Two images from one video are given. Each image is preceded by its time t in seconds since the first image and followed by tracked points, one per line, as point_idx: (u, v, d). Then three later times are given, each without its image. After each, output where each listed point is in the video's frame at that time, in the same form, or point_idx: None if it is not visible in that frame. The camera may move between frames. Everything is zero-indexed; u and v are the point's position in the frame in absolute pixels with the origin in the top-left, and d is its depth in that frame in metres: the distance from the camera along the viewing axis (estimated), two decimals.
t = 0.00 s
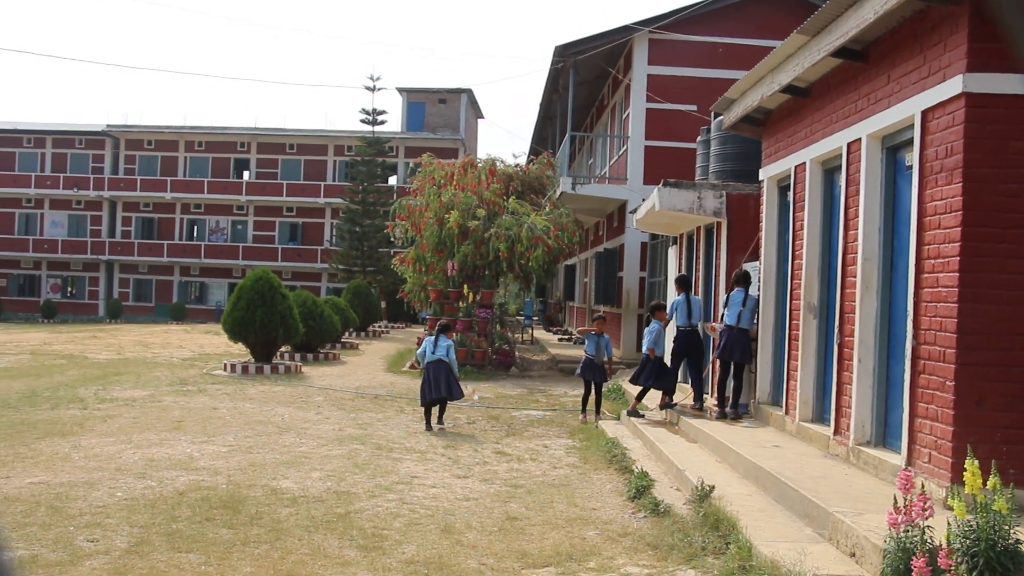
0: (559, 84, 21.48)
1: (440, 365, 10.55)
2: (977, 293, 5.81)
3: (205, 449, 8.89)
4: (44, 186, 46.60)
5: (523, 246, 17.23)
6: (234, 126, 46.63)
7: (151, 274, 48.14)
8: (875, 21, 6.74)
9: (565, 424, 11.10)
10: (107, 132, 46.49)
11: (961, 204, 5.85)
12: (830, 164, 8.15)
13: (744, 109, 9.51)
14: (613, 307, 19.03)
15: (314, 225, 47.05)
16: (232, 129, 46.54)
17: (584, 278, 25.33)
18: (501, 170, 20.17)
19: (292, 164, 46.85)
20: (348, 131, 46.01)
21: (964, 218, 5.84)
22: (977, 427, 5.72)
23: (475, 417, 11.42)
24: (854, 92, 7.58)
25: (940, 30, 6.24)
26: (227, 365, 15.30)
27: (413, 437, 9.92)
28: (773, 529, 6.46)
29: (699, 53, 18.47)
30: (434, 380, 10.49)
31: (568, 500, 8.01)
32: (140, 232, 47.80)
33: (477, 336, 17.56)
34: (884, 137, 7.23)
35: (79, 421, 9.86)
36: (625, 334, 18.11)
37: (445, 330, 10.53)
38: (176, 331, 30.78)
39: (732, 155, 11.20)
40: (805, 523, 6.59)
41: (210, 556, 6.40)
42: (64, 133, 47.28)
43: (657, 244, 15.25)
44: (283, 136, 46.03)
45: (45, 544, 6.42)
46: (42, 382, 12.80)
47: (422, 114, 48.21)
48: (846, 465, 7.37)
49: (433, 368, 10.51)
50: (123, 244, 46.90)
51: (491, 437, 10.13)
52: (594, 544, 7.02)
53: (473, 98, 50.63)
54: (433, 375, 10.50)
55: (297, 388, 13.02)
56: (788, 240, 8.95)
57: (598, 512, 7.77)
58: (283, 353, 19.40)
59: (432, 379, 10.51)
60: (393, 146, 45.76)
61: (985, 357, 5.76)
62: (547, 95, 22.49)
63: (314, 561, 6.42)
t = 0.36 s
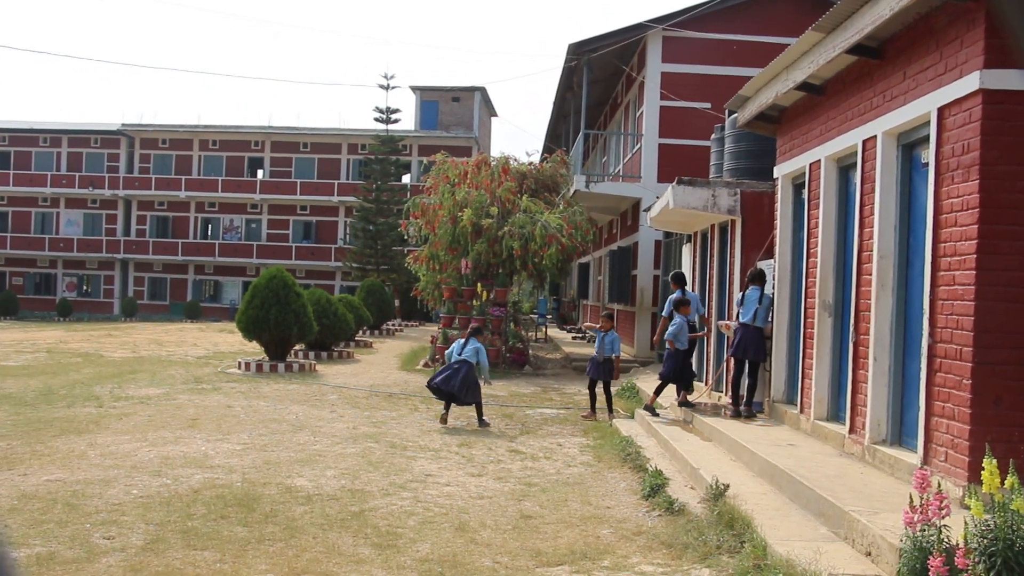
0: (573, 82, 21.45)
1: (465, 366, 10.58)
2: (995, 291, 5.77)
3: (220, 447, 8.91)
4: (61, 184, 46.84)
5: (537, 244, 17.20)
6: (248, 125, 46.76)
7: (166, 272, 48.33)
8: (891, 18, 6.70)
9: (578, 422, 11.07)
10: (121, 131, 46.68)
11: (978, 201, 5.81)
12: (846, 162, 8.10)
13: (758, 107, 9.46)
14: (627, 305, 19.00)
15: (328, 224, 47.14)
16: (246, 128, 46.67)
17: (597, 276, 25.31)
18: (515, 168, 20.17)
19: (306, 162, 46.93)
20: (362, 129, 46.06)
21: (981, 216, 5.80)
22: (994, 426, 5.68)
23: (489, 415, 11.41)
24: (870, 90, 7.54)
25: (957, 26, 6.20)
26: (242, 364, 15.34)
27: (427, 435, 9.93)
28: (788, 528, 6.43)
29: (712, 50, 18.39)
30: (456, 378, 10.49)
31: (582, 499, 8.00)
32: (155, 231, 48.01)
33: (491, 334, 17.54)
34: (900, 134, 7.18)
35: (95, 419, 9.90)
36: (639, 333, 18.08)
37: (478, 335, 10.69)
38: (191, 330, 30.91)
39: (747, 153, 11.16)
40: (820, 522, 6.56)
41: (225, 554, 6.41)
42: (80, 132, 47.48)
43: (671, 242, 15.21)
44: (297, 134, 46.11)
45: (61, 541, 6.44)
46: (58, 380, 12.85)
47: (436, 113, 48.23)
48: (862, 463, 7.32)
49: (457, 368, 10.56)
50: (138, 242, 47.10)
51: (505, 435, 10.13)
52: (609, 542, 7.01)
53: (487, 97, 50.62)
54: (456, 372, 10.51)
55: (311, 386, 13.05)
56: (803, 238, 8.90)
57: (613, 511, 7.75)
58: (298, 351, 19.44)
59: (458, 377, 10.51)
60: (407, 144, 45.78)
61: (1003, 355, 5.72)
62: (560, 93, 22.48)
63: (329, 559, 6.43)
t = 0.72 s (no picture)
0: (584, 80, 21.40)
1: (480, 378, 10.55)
2: (1010, 288, 5.73)
3: (233, 446, 8.92)
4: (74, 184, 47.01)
5: (549, 243, 17.18)
6: (260, 125, 46.85)
7: (179, 272, 48.48)
8: (905, 13, 6.65)
9: (592, 420, 11.05)
10: (134, 131, 46.84)
11: (992, 197, 5.77)
12: (860, 158, 8.05)
13: (770, 104, 9.42)
14: (640, 303, 18.97)
15: (340, 223, 47.22)
16: (258, 127, 46.77)
17: (610, 274, 25.30)
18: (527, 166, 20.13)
19: (318, 161, 47.00)
20: (374, 128, 46.08)
21: (995, 212, 5.76)
22: (1010, 424, 5.63)
23: (501, 414, 11.39)
24: (884, 86, 7.50)
25: (971, 21, 6.15)
26: (255, 363, 15.37)
27: (440, 434, 9.92)
28: (802, 526, 6.40)
29: (724, 47, 18.31)
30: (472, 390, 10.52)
31: (595, 498, 7.97)
32: (168, 230, 48.18)
33: (503, 333, 17.41)
34: (914, 130, 7.14)
35: (109, 418, 9.93)
36: (651, 331, 18.06)
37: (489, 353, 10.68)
38: (204, 329, 31.02)
39: (760, 149, 11.12)
40: (834, 520, 6.53)
41: (239, 553, 6.42)
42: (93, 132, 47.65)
43: (684, 240, 15.15)
44: (309, 133, 46.17)
45: (77, 540, 6.47)
46: (73, 379, 12.91)
47: (448, 111, 48.26)
48: (877, 462, 7.28)
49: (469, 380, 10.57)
50: (152, 242, 47.26)
51: (518, 434, 10.12)
52: (622, 541, 6.99)
53: (498, 96, 50.57)
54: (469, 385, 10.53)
55: (324, 385, 13.06)
56: (817, 236, 8.86)
57: (626, 509, 7.73)
58: (310, 351, 19.46)
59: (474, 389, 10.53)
60: (419, 143, 45.78)
61: (1018, 353, 5.68)
62: (572, 91, 22.45)
63: (342, 558, 6.43)
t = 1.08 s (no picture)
0: (594, 77, 21.36)
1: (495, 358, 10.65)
2: None
3: (245, 445, 8.93)
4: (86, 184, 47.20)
5: (560, 240, 17.11)
6: (270, 124, 46.93)
7: (191, 271, 48.62)
8: (917, 7, 6.61)
9: (604, 418, 11.02)
10: (145, 131, 46.96)
11: (1006, 191, 5.73)
12: (872, 154, 8.00)
13: (782, 100, 9.37)
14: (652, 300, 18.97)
15: (351, 221, 47.30)
16: (268, 126, 46.85)
17: (621, 271, 25.27)
18: (538, 164, 20.09)
19: (329, 160, 47.09)
20: (385, 127, 46.11)
21: (1009, 206, 5.72)
22: None
23: (513, 412, 11.38)
24: (896, 81, 7.45)
25: (984, 15, 6.11)
26: (267, 361, 15.40)
27: (452, 432, 9.91)
28: (815, 523, 6.37)
29: (735, 44, 18.27)
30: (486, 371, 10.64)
31: (608, 495, 7.96)
32: (179, 230, 48.30)
33: (515, 331, 17.41)
34: (927, 125, 7.10)
35: (122, 417, 9.96)
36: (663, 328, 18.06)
37: (497, 325, 10.63)
38: (216, 328, 31.14)
39: (772, 146, 11.07)
40: (848, 517, 6.50)
41: (251, 551, 6.44)
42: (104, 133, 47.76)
43: (695, 236, 15.14)
44: (319, 132, 46.25)
45: (90, 539, 6.49)
46: (86, 379, 12.97)
47: (458, 109, 48.27)
48: (890, 458, 7.25)
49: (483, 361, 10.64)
50: (163, 241, 47.41)
51: (530, 431, 10.11)
52: (635, 538, 6.97)
53: (509, 93, 50.51)
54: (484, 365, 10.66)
55: (336, 383, 13.08)
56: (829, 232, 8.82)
57: (638, 507, 7.71)
58: (322, 349, 19.49)
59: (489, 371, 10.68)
60: (429, 141, 45.79)
61: None
62: (582, 88, 22.41)
63: (354, 556, 6.43)
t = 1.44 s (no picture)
0: (605, 74, 21.34)
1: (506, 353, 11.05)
2: None
3: (256, 441, 8.95)
4: (98, 182, 47.37)
5: (571, 238, 17.13)
6: (281, 121, 47.02)
7: (202, 268, 48.78)
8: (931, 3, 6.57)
9: (615, 415, 10.99)
10: (157, 129, 47.08)
11: (1020, 188, 5.69)
12: (884, 151, 7.96)
13: (794, 97, 9.33)
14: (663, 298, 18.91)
15: (362, 218, 47.38)
16: (280, 124, 46.95)
17: (632, 268, 25.25)
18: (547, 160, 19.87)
19: (340, 157, 47.19)
20: (396, 124, 46.17)
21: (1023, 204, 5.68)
22: None
23: (524, 409, 11.37)
24: (909, 78, 7.41)
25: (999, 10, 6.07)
26: (278, 358, 15.44)
27: (463, 429, 9.91)
28: (827, 521, 6.35)
29: (746, 41, 18.22)
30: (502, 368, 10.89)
31: (619, 493, 7.95)
32: (191, 227, 48.43)
33: (525, 328, 17.18)
34: (939, 122, 7.06)
35: (134, 414, 9.98)
36: (674, 325, 18.00)
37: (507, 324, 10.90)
38: (227, 325, 31.20)
39: (783, 143, 11.04)
40: (859, 516, 6.47)
41: (262, 548, 6.45)
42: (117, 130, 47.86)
43: (707, 234, 15.09)
44: (331, 130, 46.36)
45: (103, 535, 6.51)
46: (98, 375, 13.01)
47: (469, 106, 48.30)
48: (902, 456, 7.21)
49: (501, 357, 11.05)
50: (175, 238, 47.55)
51: (541, 429, 10.09)
52: (646, 536, 6.96)
53: (520, 90, 50.48)
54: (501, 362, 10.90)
55: (347, 380, 13.09)
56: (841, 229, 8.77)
57: (649, 505, 7.70)
58: (333, 346, 19.53)
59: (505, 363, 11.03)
60: (440, 138, 45.81)
61: None
62: (593, 85, 22.38)
63: (365, 553, 6.44)
